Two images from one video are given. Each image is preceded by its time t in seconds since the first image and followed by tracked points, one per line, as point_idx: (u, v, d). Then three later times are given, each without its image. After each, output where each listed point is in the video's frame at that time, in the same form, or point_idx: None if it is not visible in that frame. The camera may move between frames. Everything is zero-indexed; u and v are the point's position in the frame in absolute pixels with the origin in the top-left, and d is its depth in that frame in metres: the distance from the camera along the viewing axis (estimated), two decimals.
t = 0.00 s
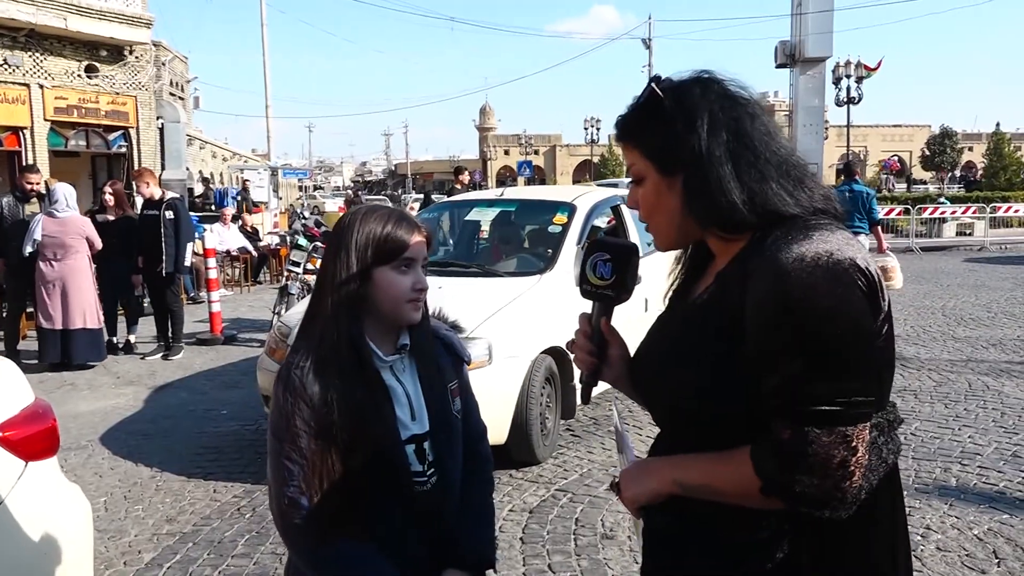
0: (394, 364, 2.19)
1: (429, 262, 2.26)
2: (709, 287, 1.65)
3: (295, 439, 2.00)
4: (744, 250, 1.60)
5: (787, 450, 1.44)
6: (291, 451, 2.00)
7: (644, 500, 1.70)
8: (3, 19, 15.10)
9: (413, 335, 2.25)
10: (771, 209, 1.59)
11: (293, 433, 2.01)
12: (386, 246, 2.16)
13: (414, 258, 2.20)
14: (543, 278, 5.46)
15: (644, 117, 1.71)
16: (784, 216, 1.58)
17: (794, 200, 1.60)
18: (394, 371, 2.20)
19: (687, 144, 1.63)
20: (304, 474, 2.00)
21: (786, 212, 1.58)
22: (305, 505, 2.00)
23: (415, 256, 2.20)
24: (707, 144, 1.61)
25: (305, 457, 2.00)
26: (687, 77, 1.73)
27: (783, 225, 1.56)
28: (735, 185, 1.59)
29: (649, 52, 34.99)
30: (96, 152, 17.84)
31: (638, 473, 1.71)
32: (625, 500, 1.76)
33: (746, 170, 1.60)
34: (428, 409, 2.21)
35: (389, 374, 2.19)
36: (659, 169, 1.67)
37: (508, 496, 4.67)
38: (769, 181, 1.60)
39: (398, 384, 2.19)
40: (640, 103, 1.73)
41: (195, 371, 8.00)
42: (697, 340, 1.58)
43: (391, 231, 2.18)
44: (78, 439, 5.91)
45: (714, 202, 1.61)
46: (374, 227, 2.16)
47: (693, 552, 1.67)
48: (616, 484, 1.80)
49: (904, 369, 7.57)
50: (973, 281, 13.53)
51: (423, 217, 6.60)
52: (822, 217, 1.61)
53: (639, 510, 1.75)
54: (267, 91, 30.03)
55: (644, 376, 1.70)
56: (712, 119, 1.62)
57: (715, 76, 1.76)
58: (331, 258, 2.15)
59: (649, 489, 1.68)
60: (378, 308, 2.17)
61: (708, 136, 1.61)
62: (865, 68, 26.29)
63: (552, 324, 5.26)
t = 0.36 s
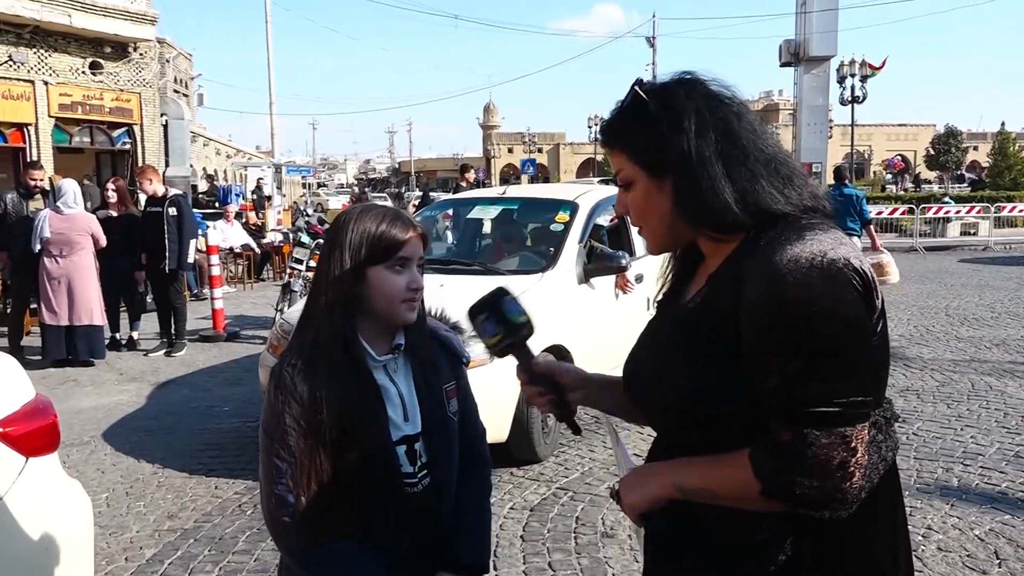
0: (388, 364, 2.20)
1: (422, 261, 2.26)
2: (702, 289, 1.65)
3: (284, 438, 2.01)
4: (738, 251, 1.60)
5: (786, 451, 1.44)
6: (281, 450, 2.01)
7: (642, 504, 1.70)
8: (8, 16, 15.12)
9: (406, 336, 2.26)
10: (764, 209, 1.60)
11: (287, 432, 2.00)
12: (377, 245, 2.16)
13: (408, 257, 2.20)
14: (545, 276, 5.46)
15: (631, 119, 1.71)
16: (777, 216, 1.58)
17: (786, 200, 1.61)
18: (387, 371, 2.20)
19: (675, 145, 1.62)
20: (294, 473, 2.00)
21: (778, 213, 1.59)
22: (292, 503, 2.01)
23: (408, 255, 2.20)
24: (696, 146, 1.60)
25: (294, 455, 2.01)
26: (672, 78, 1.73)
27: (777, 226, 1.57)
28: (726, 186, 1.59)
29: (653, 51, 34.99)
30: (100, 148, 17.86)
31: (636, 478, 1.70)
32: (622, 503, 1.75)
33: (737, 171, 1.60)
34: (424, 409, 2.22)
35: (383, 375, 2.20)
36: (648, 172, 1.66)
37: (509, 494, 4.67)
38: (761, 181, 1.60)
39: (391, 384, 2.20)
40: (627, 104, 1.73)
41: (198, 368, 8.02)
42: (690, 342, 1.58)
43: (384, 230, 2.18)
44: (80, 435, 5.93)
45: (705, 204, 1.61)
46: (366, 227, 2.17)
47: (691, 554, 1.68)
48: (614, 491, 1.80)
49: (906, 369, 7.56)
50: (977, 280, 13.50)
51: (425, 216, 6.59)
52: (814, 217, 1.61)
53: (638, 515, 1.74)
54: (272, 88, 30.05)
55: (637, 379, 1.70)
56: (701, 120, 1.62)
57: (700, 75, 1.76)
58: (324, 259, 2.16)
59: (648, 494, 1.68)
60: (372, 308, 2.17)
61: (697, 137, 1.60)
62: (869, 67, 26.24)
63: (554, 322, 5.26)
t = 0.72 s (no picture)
0: (393, 362, 2.21)
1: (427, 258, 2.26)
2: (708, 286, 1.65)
3: (288, 436, 2.02)
4: (746, 247, 1.60)
5: (797, 448, 1.44)
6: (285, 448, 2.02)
7: (646, 503, 1.70)
8: (17, 13, 15.18)
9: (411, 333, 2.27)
10: (770, 205, 1.60)
11: (293, 430, 2.01)
12: (380, 241, 2.16)
13: (414, 255, 2.20)
14: (552, 274, 5.46)
15: (632, 116, 1.70)
16: (784, 210, 1.58)
17: (792, 197, 1.61)
18: (394, 368, 2.21)
19: (678, 142, 1.62)
20: (298, 471, 2.01)
21: (785, 207, 1.59)
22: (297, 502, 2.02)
23: (414, 252, 2.20)
24: (699, 141, 1.60)
25: (301, 453, 2.02)
26: (672, 73, 1.72)
27: (784, 220, 1.57)
28: (733, 183, 1.59)
29: (661, 48, 34.93)
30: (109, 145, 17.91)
31: (639, 477, 1.70)
32: (626, 502, 1.75)
33: (742, 166, 1.60)
34: (431, 407, 2.23)
35: (388, 372, 2.20)
36: (650, 169, 1.66)
37: (515, 491, 4.68)
38: (767, 175, 1.60)
39: (395, 380, 2.20)
40: (629, 101, 1.72)
41: (205, 364, 8.05)
42: (696, 339, 1.58)
43: (387, 226, 2.18)
44: (88, 431, 5.95)
45: (711, 200, 1.61)
46: (371, 223, 2.17)
47: (697, 553, 1.67)
48: (619, 491, 1.79)
49: (914, 367, 7.54)
50: (986, 279, 13.44)
51: (432, 213, 6.60)
52: (821, 212, 1.61)
53: (642, 514, 1.74)
54: (279, 85, 30.08)
55: (641, 375, 1.69)
56: (702, 115, 1.62)
57: (700, 70, 1.76)
58: (330, 256, 2.17)
59: (653, 494, 1.67)
60: (378, 306, 2.18)
61: (700, 133, 1.60)
62: (878, 64, 26.15)
63: (562, 319, 5.26)
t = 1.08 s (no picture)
0: (407, 360, 2.23)
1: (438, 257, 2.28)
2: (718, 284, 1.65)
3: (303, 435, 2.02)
4: (757, 243, 1.59)
5: (810, 445, 1.44)
6: (308, 447, 2.01)
7: (658, 502, 1.70)
8: (29, 13, 15.27)
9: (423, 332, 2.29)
10: (782, 201, 1.59)
11: (307, 431, 2.02)
12: (389, 241, 2.17)
13: (426, 253, 2.21)
14: (561, 271, 5.46)
15: (641, 115, 1.71)
16: (795, 206, 1.58)
17: (803, 193, 1.61)
18: (408, 367, 2.24)
19: (686, 140, 1.62)
20: (321, 471, 2.01)
21: (796, 203, 1.59)
22: (321, 503, 2.01)
23: (426, 251, 2.21)
24: (707, 139, 1.60)
25: (322, 453, 2.02)
26: (678, 71, 1.73)
27: (796, 217, 1.57)
28: (743, 181, 1.59)
29: (670, 45, 34.85)
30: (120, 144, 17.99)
31: (650, 476, 1.70)
32: (638, 501, 1.76)
33: (751, 162, 1.60)
34: (443, 405, 2.25)
35: (404, 370, 2.23)
36: (661, 169, 1.66)
37: (525, 488, 4.68)
38: (774, 171, 1.60)
39: (413, 379, 2.23)
40: (638, 100, 1.72)
41: (217, 362, 8.08)
42: (708, 336, 1.58)
43: (397, 225, 2.19)
44: (101, 428, 5.99)
45: (721, 197, 1.60)
46: (384, 221, 2.18)
47: (709, 552, 1.66)
48: (631, 490, 1.79)
49: (926, 364, 7.50)
50: (998, 276, 13.36)
51: (442, 211, 6.61)
52: (833, 209, 1.61)
53: (654, 513, 1.74)
54: (289, 83, 30.16)
55: (653, 371, 1.70)
56: (710, 113, 1.62)
57: (708, 67, 1.75)
58: (343, 254, 2.18)
59: (666, 492, 1.67)
60: (393, 304, 2.20)
61: (709, 131, 1.60)
62: (889, 60, 26.03)
63: (571, 317, 5.26)
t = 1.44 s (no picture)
0: (410, 362, 2.23)
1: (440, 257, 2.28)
2: (727, 278, 1.65)
3: (311, 438, 2.02)
4: (766, 238, 1.60)
5: (816, 441, 1.43)
6: (310, 450, 2.02)
7: (664, 501, 1.71)
8: (31, 18, 15.31)
9: (425, 334, 2.29)
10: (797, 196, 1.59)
11: (312, 432, 2.03)
12: (396, 242, 2.18)
13: (425, 254, 2.22)
14: (564, 271, 5.46)
15: (673, 94, 1.71)
16: (807, 204, 1.58)
17: (817, 188, 1.60)
18: (411, 369, 2.23)
19: (716, 123, 1.62)
20: (324, 473, 2.02)
21: (808, 202, 1.58)
22: (325, 505, 2.02)
23: (427, 252, 2.22)
24: (734, 125, 1.60)
25: (325, 456, 2.02)
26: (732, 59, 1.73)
27: (805, 214, 1.56)
28: (759, 172, 1.58)
29: (671, 45, 34.81)
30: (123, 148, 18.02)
31: (656, 474, 1.71)
32: (643, 500, 1.76)
33: (771, 155, 1.59)
34: (445, 407, 2.25)
35: (406, 372, 2.23)
36: (686, 147, 1.67)
37: (529, 489, 4.68)
38: (794, 168, 1.59)
39: (415, 382, 2.23)
40: (673, 79, 1.73)
41: (220, 365, 8.09)
42: (715, 330, 1.58)
43: (403, 227, 2.20)
44: (105, 432, 6.00)
45: (736, 186, 1.60)
46: (384, 224, 2.19)
47: (715, 551, 1.67)
48: (635, 489, 1.80)
49: (930, 362, 7.49)
50: (1001, 273, 13.32)
51: (443, 212, 6.60)
52: (846, 208, 1.60)
53: (660, 512, 1.74)
54: (291, 86, 30.20)
55: (661, 366, 1.70)
56: (743, 99, 1.61)
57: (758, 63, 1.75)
58: (345, 256, 2.18)
59: (670, 491, 1.68)
60: (393, 303, 2.20)
61: (734, 119, 1.60)
62: (889, 58, 25.99)
63: (573, 317, 5.25)
